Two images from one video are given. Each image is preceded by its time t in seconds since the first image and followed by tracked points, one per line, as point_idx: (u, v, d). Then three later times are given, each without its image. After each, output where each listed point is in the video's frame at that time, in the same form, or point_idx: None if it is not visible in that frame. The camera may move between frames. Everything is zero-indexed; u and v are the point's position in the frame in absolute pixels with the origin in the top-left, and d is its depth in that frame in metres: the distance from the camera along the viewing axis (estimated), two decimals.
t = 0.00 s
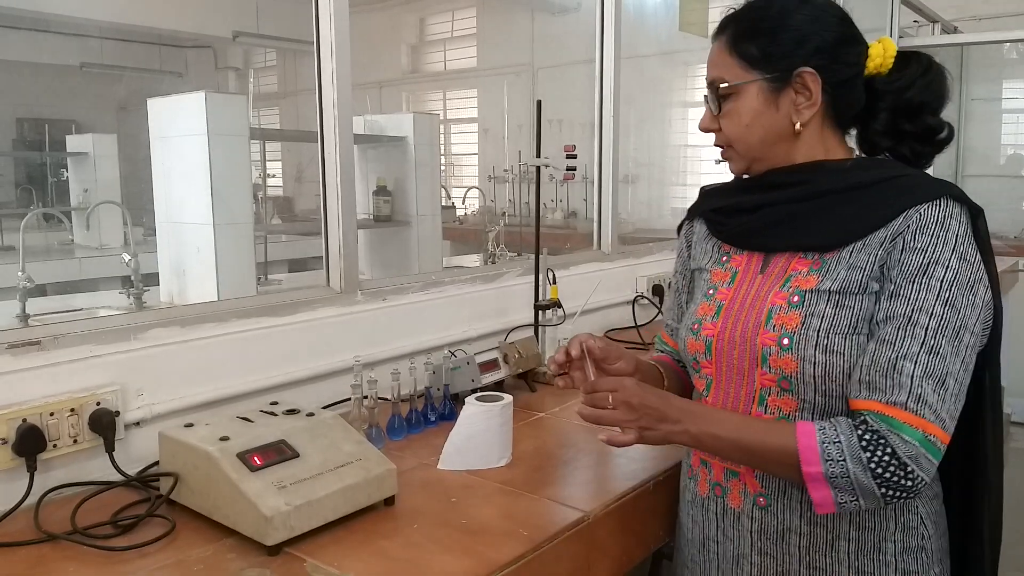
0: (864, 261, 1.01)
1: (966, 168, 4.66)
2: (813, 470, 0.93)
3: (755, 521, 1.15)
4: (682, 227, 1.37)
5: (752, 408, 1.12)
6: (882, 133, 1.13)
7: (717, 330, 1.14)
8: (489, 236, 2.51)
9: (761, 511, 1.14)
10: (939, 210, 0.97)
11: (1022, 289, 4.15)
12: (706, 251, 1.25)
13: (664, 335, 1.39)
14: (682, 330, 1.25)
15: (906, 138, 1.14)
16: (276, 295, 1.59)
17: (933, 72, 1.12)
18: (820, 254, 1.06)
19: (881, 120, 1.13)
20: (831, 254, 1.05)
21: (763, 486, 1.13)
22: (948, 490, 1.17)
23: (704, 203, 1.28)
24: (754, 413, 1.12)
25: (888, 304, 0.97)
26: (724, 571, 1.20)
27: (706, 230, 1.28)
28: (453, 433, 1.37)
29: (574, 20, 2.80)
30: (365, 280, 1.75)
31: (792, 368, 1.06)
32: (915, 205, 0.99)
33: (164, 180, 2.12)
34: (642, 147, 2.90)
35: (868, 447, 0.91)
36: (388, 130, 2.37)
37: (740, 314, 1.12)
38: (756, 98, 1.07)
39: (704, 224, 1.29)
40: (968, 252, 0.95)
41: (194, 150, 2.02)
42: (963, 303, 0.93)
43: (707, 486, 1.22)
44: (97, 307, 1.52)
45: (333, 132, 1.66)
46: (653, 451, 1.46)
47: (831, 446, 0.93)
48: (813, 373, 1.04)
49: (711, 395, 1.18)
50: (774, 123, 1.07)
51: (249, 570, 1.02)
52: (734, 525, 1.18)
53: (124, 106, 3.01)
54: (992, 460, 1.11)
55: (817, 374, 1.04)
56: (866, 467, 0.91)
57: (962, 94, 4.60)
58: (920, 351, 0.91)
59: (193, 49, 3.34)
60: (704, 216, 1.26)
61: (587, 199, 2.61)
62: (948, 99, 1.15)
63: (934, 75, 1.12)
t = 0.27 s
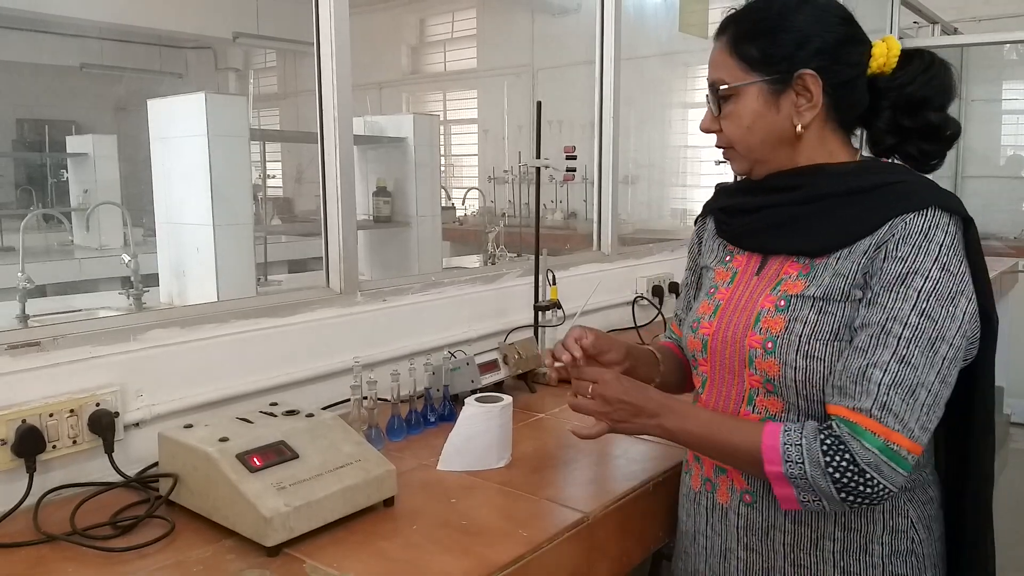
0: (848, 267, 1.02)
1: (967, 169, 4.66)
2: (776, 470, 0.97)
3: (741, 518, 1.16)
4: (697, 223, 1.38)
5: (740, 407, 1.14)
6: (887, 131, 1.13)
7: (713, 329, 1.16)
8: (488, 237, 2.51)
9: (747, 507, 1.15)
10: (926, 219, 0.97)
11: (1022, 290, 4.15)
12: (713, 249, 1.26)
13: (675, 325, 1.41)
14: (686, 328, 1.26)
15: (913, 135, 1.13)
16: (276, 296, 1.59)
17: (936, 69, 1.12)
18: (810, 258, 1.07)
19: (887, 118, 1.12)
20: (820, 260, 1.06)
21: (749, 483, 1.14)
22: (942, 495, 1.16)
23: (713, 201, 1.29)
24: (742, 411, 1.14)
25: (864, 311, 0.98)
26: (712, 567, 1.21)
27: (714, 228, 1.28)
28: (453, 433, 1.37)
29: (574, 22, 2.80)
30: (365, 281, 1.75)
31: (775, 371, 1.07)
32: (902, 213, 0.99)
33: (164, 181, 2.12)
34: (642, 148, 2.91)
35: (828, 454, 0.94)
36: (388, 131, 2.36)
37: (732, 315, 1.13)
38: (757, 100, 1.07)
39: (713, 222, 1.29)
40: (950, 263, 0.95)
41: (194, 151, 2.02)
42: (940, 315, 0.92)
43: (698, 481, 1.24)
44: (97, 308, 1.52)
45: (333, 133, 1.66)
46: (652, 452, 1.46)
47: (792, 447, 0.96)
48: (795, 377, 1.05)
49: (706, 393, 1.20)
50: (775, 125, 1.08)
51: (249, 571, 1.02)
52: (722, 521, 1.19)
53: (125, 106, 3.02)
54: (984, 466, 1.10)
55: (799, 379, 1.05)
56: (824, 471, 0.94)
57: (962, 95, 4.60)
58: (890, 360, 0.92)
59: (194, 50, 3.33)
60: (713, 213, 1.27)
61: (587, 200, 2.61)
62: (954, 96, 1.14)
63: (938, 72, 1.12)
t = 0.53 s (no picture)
0: (846, 266, 1.02)
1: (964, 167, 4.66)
2: (777, 473, 0.97)
3: (735, 513, 1.16)
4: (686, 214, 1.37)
5: (735, 404, 1.13)
6: (886, 134, 1.13)
7: (711, 326, 1.15)
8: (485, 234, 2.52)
9: (742, 503, 1.15)
10: (922, 218, 0.98)
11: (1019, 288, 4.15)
12: (708, 244, 1.24)
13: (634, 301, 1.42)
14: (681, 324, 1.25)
15: (910, 138, 1.14)
16: (270, 294, 1.58)
17: (935, 73, 1.12)
18: (807, 257, 1.06)
19: (883, 121, 1.12)
20: (818, 258, 1.05)
21: (744, 480, 1.14)
22: (933, 493, 1.17)
23: (709, 196, 1.29)
24: (737, 409, 1.13)
25: (862, 310, 0.98)
26: (706, 563, 1.21)
27: (708, 222, 1.27)
28: (449, 431, 1.37)
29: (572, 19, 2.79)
30: (361, 279, 1.75)
31: (773, 369, 1.07)
32: (900, 211, 0.99)
33: (159, 177, 2.12)
34: (639, 146, 2.90)
35: (829, 454, 0.94)
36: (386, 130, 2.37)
37: (731, 312, 1.12)
38: (756, 98, 1.06)
39: (708, 216, 1.28)
40: (947, 262, 0.96)
41: (189, 148, 2.00)
42: (937, 314, 0.93)
43: (694, 477, 1.23)
44: (91, 305, 1.51)
45: (329, 131, 1.65)
46: (648, 451, 1.45)
47: (792, 451, 0.96)
48: (793, 375, 1.05)
49: (702, 390, 1.20)
50: (773, 123, 1.07)
51: (243, 571, 1.01)
52: (717, 517, 1.18)
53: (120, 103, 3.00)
54: (977, 463, 1.11)
55: (796, 377, 1.05)
56: (825, 472, 0.94)
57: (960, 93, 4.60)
58: (888, 359, 0.93)
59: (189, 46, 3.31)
60: (708, 208, 1.25)
61: (584, 197, 2.60)
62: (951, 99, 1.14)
63: (937, 76, 1.12)
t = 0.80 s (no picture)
0: (841, 268, 1.02)
1: (965, 169, 4.66)
2: (784, 478, 0.96)
3: (739, 518, 1.15)
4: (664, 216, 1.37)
5: (735, 409, 1.13)
6: (867, 137, 1.14)
7: (706, 333, 1.14)
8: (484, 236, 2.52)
9: (745, 508, 1.14)
10: (912, 217, 0.99)
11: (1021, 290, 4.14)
12: (694, 249, 1.24)
13: (597, 289, 1.42)
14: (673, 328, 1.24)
15: (892, 141, 1.15)
16: (272, 295, 1.58)
17: (918, 76, 1.13)
18: (800, 259, 1.07)
19: (865, 124, 1.13)
20: (812, 261, 1.06)
21: (747, 485, 1.13)
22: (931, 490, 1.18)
23: (691, 199, 1.28)
24: (738, 414, 1.13)
25: (861, 311, 0.98)
26: (711, 570, 1.20)
27: (694, 225, 1.27)
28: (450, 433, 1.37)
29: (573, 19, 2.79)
30: (361, 279, 1.75)
31: (772, 374, 1.07)
32: (892, 210, 1.00)
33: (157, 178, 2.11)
34: (640, 147, 2.90)
35: (836, 456, 0.93)
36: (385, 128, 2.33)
37: (725, 317, 1.12)
38: (742, 101, 1.06)
39: (692, 220, 1.27)
40: (940, 259, 0.96)
41: (190, 148, 1.99)
42: (934, 310, 0.94)
43: (695, 483, 1.22)
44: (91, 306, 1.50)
45: (330, 131, 1.65)
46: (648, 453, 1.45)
47: (798, 454, 0.95)
48: (791, 379, 1.05)
49: (699, 396, 1.19)
50: (759, 126, 1.07)
51: (243, 572, 1.01)
52: (720, 523, 1.18)
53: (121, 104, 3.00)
54: (973, 459, 1.12)
55: (795, 381, 1.05)
56: (833, 474, 0.94)
57: (961, 94, 4.59)
58: (889, 359, 0.93)
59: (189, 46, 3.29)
60: (693, 214, 1.25)
61: (585, 198, 2.64)
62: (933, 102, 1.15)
63: (919, 80, 1.13)
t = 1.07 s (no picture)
0: (828, 266, 1.03)
1: (964, 166, 4.67)
2: (780, 475, 0.96)
3: (734, 516, 1.15)
4: (649, 217, 1.37)
5: (728, 408, 1.13)
6: (848, 133, 1.14)
7: (694, 333, 1.14)
8: (484, 233, 2.52)
9: (739, 505, 1.14)
10: (896, 214, 1.00)
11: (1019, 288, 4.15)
12: (682, 250, 1.24)
13: (584, 286, 1.42)
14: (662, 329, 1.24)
15: (873, 137, 1.14)
16: (273, 292, 1.58)
17: (898, 73, 1.13)
18: (787, 258, 1.07)
19: (848, 120, 1.13)
20: (798, 259, 1.06)
21: (741, 482, 1.14)
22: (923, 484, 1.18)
23: (677, 201, 1.28)
24: (730, 413, 1.13)
25: (850, 309, 0.99)
26: (707, 568, 1.21)
27: (680, 227, 1.27)
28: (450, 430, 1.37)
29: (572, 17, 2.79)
30: (361, 277, 1.75)
31: (762, 373, 1.07)
32: (875, 208, 1.01)
33: (157, 175, 2.11)
34: (639, 144, 2.91)
35: (831, 452, 0.93)
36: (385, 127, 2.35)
37: (713, 317, 1.12)
38: (725, 102, 1.06)
39: (678, 221, 1.27)
40: (926, 255, 0.97)
41: (189, 145, 2.00)
42: (923, 306, 0.94)
43: (688, 482, 1.22)
44: (91, 303, 1.51)
45: (330, 128, 1.65)
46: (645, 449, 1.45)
47: (793, 451, 0.95)
48: (781, 376, 1.05)
49: (690, 395, 1.19)
50: (742, 126, 1.08)
51: (242, 569, 1.01)
52: (715, 521, 1.18)
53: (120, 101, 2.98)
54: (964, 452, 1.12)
55: (786, 379, 1.05)
56: (828, 470, 0.93)
57: (960, 93, 4.60)
58: (880, 355, 0.93)
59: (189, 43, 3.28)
60: (680, 217, 1.25)
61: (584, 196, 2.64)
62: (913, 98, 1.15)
63: (899, 76, 1.13)
